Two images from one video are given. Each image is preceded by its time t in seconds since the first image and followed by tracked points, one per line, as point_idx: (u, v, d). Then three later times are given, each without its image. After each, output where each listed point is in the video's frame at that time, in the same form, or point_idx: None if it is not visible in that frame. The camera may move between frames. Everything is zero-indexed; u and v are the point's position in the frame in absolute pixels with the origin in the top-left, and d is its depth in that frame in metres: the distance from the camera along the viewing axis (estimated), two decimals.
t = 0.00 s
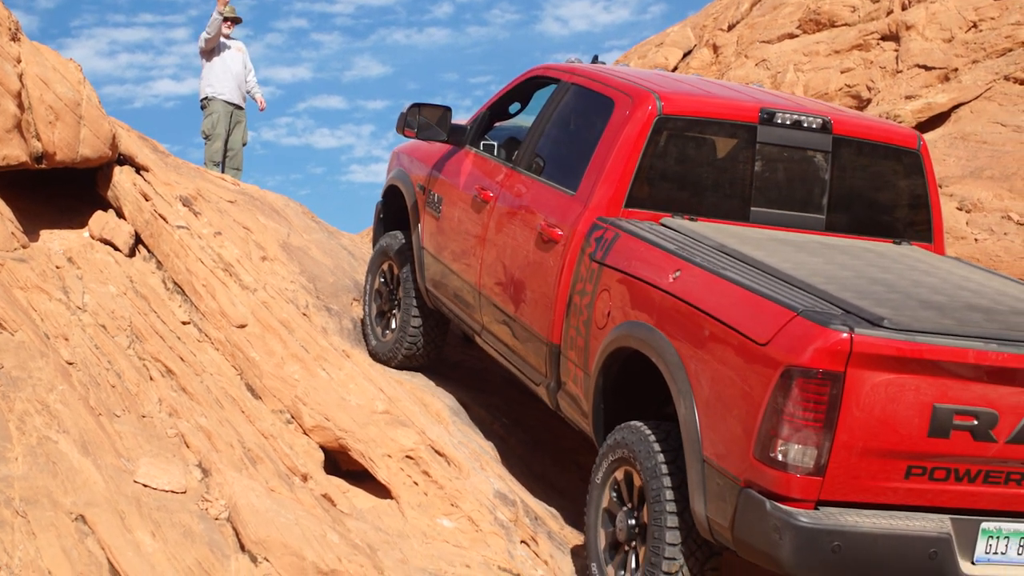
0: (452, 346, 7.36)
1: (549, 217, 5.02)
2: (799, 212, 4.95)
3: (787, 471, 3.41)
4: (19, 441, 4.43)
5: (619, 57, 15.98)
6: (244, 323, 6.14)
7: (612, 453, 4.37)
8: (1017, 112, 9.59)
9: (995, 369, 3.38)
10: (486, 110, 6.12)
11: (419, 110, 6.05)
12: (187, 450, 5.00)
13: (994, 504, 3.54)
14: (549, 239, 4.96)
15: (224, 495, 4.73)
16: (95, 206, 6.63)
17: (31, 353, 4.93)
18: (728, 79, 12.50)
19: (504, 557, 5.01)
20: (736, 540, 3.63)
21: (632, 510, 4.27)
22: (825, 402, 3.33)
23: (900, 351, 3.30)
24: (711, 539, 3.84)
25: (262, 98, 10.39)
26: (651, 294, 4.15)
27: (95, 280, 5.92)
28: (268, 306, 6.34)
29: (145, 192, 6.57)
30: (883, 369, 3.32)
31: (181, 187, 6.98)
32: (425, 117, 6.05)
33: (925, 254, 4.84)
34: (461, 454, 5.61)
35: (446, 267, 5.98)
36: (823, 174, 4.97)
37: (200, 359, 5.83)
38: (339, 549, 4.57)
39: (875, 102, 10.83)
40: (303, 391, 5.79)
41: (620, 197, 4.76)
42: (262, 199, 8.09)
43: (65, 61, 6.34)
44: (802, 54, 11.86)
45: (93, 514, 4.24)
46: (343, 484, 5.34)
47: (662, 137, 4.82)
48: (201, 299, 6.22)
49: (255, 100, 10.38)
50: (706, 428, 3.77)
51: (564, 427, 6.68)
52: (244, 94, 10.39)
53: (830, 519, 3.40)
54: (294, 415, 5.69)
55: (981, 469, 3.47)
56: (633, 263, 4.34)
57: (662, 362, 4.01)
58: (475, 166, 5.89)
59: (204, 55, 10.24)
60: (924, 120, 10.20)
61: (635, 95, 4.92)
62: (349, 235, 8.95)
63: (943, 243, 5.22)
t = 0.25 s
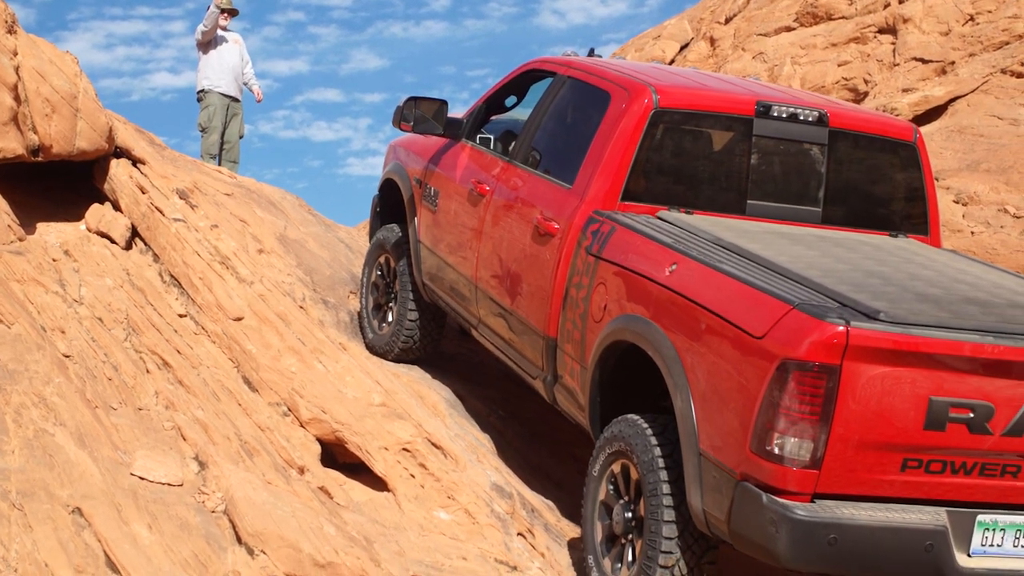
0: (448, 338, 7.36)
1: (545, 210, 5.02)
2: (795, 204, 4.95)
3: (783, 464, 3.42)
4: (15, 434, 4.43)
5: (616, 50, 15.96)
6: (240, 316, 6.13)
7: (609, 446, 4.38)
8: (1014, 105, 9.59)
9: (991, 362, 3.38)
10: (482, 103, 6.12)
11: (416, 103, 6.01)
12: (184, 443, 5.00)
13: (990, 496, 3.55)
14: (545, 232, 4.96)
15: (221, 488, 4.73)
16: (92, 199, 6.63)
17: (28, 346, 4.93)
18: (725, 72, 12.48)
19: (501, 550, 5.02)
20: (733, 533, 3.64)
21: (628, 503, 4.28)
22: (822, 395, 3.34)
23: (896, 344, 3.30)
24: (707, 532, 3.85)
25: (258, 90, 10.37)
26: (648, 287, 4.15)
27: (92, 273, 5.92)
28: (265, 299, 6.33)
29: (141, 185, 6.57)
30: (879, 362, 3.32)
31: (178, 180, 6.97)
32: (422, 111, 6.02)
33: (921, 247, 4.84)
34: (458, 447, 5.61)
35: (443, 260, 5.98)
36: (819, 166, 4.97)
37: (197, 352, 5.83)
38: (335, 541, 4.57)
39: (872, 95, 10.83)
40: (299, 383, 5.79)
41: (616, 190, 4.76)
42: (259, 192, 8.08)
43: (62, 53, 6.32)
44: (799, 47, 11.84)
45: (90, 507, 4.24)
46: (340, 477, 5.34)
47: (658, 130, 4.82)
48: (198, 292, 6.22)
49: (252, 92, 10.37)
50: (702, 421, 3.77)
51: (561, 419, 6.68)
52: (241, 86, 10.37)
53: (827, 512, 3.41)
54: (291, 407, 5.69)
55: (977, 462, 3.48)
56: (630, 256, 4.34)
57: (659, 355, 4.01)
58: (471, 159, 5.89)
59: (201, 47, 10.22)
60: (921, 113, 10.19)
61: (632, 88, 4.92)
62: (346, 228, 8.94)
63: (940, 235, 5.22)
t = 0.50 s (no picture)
0: (445, 331, 7.36)
1: (542, 203, 5.02)
2: (792, 197, 4.95)
3: (779, 456, 3.42)
4: (12, 427, 4.41)
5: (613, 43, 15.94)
6: (237, 309, 6.13)
7: (605, 439, 4.38)
8: (1011, 98, 9.59)
9: (988, 355, 3.38)
10: (479, 96, 6.11)
11: (412, 96, 6.03)
12: (181, 436, 5.00)
13: (987, 489, 3.55)
14: (542, 225, 4.96)
15: (218, 480, 4.74)
16: (89, 191, 6.62)
17: (24, 339, 4.92)
18: (722, 65, 12.46)
19: (497, 542, 5.03)
20: (729, 526, 3.65)
21: (624, 496, 4.29)
22: (818, 388, 3.34)
23: (893, 337, 3.30)
24: (703, 524, 3.85)
25: (255, 83, 10.35)
26: (644, 280, 4.15)
27: (89, 266, 5.92)
28: (262, 291, 6.33)
29: (138, 178, 6.55)
30: (876, 355, 3.32)
31: (174, 173, 6.96)
32: (418, 103, 6.03)
33: (918, 240, 4.84)
34: (455, 439, 5.61)
35: (439, 253, 5.98)
36: (816, 159, 4.97)
37: (193, 345, 5.83)
38: (332, 534, 4.55)
39: (869, 88, 10.82)
40: (296, 376, 5.79)
41: (613, 183, 4.76)
42: (255, 184, 8.07)
43: (59, 46, 6.30)
44: (796, 40, 11.83)
45: (87, 500, 4.24)
46: (337, 470, 5.34)
47: (655, 123, 4.82)
48: (195, 285, 6.21)
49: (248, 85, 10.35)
50: (698, 414, 3.78)
51: (557, 412, 6.69)
52: (237, 78, 10.35)
53: (822, 504, 3.42)
54: (288, 400, 5.69)
55: (973, 455, 3.48)
56: (626, 249, 4.34)
57: (655, 348, 4.01)
58: (468, 152, 5.89)
59: (198, 39, 10.20)
60: (918, 106, 10.20)
61: (629, 81, 4.91)
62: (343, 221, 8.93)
63: (936, 228, 5.22)
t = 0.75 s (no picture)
0: (442, 324, 7.35)
1: (539, 196, 5.02)
2: (789, 190, 4.95)
3: (776, 449, 3.43)
4: (9, 419, 4.41)
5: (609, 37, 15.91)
6: (234, 302, 6.13)
7: (601, 432, 4.39)
8: (1008, 92, 9.59)
9: (984, 348, 3.39)
10: (476, 89, 6.10)
11: (410, 89, 6.02)
12: (177, 429, 5.00)
13: (982, 482, 3.56)
14: (539, 218, 4.96)
15: (215, 473, 4.73)
16: (85, 184, 6.60)
17: (21, 332, 4.92)
18: (719, 59, 12.44)
19: (493, 535, 5.04)
20: (725, 519, 3.65)
21: (621, 489, 4.29)
22: (814, 381, 3.35)
23: (890, 330, 3.31)
24: (700, 517, 3.86)
25: (251, 76, 10.34)
26: (641, 273, 4.15)
27: (85, 259, 5.91)
28: (259, 285, 6.33)
29: (135, 171, 6.54)
30: (872, 348, 3.33)
31: (171, 166, 6.95)
32: (416, 96, 6.03)
33: (914, 233, 4.84)
34: (451, 433, 5.61)
35: (436, 246, 5.97)
36: (813, 153, 4.97)
37: (190, 338, 5.82)
38: (328, 527, 4.53)
39: (866, 81, 10.82)
40: (293, 369, 5.79)
41: (610, 176, 4.76)
42: (252, 178, 8.06)
43: (55, 38, 6.28)
44: (793, 34, 11.81)
45: (83, 493, 4.24)
46: (333, 463, 5.33)
47: (652, 116, 4.82)
48: (191, 278, 6.21)
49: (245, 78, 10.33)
50: (695, 406, 3.78)
51: (554, 406, 6.69)
52: (234, 72, 10.33)
53: (819, 497, 3.42)
54: (284, 393, 5.69)
55: (969, 448, 3.49)
56: (623, 242, 4.34)
57: (652, 340, 4.02)
58: (465, 145, 5.88)
59: (194, 32, 10.17)
60: (915, 99, 10.21)
61: (626, 74, 4.91)
62: (339, 214, 8.92)
63: (933, 222, 5.23)
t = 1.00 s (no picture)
0: (439, 319, 7.35)
1: (536, 190, 5.01)
2: (786, 185, 4.95)
3: (772, 444, 3.43)
4: (5, 413, 4.41)
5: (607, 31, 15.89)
6: (231, 297, 6.12)
7: (598, 426, 4.39)
8: (1006, 86, 9.59)
9: (981, 343, 3.39)
10: (473, 83, 6.09)
11: (407, 83, 6.03)
12: (175, 423, 5.00)
13: (978, 477, 3.57)
14: (536, 213, 4.96)
15: (212, 468, 4.73)
16: (82, 179, 6.60)
17: (18, 326, 4.92)
18: (716, 53, 12.42)
19: (490, 530, 5.04)
20: (722, 513, 3.66)
21: (617, 483, 4.30)
22: (811, 376, 3.35)
23: (886, 325, 3.31)
24: (696, 511, 3.87)
25: (249, 71, 10.32)
26: (638, 267, 4.15)
27: (82, 253, 5.90)
28: (256, 279, 6.33)
29: (132, 165, 6.54)
30: (869, 343, 3.33)
31: (168, 160, 6.94)
32: (413, 90, 6.03)
33: (911, 228, 4.85)
34: (448, 427, 5.62)
35: (433, 240, 5.97)
36: (810, 147, 4.97)
37: (187, 332, 5.82)
38: (325, 521, 4.52)
39: (863, 76, 10.81)
40: (290, 364, 5.80)
41: (607, 170, 4.76)
42: (249, 172, 8.05)
43: (52, 32, 6.26)
44: (791, 28, 11.79)
45: (80, 487, 4.24)
46: (330, 458, 5.34)
47: (649, 110, 4.81)
48: (188, 272, 6.21)
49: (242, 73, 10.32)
50: (692, 401, 3.78)
51: (551, 400, 6.70)
52: (231, 67, 10.32)
53: (815, 492, 3.43)
54: (282, 388, 5.69)
55: (966, 443, 3.49)
56: (620, 236, 4.34)
57: (649, 335, 4.02)
58: (462, 139, 5.88)
59: (191, 26, 10.16)
60: (912, 95, 10.24)
61: (623, 69, 4.90)
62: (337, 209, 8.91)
63: (930, 217, 5.23)
